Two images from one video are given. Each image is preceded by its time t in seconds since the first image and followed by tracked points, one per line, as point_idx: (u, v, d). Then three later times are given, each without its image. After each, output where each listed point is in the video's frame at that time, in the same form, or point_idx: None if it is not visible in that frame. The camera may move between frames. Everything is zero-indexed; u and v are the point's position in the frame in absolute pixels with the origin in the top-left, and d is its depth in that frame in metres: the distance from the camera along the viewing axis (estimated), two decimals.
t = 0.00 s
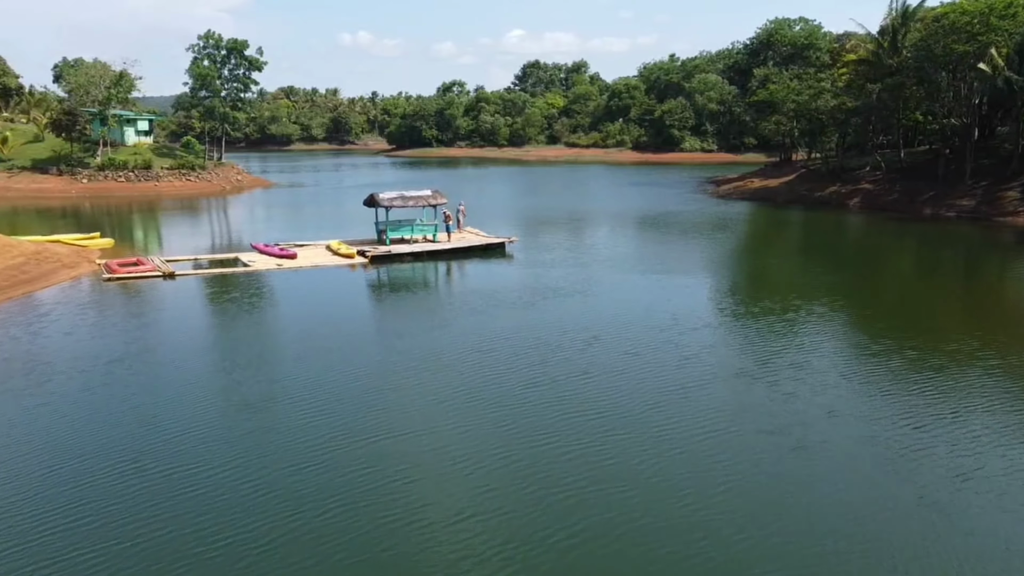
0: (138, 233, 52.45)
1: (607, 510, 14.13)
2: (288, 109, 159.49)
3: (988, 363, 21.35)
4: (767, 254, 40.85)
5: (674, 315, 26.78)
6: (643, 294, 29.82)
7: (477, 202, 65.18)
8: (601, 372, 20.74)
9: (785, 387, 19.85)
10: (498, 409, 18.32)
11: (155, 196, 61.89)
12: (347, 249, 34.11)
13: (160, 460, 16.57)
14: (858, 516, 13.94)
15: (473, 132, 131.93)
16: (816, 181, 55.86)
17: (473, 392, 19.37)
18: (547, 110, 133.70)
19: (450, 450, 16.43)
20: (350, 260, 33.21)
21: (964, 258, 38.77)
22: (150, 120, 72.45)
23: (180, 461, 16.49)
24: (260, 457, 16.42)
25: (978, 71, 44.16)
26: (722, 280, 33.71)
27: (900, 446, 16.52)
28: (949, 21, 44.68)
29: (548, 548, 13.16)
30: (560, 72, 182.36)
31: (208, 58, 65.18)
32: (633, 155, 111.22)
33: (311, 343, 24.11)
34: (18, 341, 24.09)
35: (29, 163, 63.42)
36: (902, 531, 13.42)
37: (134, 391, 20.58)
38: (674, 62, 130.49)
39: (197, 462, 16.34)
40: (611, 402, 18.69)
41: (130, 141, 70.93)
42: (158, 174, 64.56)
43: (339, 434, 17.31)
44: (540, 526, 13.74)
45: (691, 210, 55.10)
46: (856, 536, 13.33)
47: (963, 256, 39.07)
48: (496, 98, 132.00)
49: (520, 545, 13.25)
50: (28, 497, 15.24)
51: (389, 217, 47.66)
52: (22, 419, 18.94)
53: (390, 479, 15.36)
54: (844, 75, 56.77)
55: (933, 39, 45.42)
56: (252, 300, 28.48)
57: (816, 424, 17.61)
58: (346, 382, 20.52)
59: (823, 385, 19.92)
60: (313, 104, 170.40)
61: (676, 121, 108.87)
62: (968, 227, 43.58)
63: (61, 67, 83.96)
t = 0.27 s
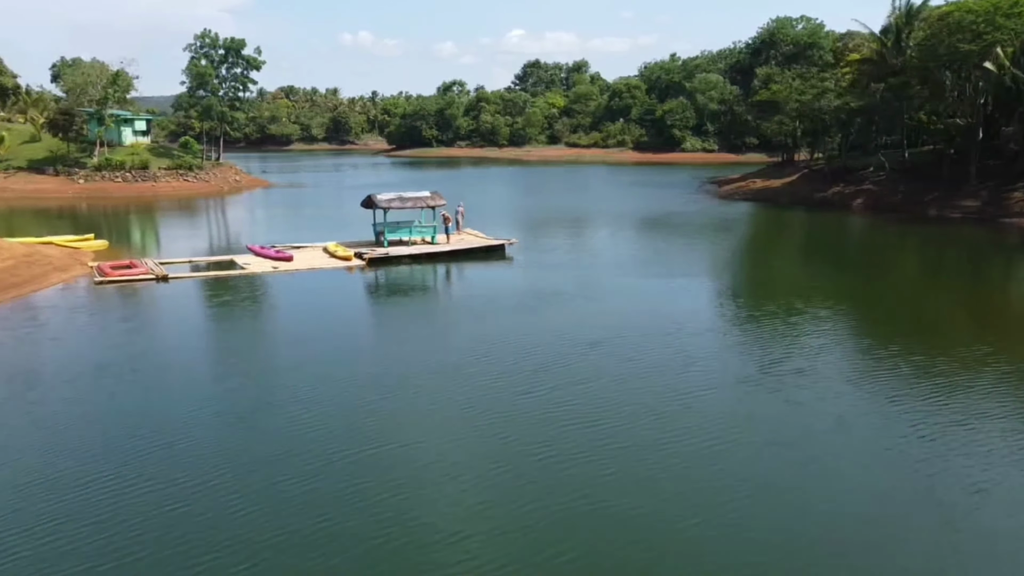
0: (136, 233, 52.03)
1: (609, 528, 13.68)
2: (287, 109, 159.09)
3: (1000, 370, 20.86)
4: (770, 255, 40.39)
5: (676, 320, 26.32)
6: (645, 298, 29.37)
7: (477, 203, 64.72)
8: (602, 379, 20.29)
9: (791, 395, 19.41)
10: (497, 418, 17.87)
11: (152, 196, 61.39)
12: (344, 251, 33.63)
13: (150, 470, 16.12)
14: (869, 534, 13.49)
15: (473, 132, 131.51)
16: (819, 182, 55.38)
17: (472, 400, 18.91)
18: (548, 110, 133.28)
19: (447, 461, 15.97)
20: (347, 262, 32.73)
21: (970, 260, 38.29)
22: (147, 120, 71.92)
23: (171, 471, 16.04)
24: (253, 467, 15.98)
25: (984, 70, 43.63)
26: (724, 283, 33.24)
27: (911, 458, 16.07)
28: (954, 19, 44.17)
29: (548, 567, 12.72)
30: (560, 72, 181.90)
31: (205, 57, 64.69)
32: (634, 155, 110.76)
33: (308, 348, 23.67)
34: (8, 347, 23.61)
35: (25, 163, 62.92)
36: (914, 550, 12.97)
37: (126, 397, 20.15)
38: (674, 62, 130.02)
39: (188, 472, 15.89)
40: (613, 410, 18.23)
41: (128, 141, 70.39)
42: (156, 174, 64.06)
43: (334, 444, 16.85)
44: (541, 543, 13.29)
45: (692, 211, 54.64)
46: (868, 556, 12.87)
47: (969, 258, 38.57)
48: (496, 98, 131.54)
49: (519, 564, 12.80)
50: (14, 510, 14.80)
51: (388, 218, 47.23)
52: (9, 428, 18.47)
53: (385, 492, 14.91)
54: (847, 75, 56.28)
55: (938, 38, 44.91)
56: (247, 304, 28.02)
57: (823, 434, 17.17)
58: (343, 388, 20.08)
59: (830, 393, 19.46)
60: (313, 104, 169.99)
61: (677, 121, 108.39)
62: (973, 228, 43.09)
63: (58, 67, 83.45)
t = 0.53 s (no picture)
0: (133, 234, 51.53)
1: (611, 545, 13.24)
2: (287, 109, 158.66)
3: (1011, 378, 20.37)
4: (772, 257, 39.89)
5: (678, 324, 25.81)
6: (647, 302, 28.86)
7: (477, 203, 64.24)
8: (602, 386, 19.81)
9: (796, 403, 18.92)
10: (493, 429, 17.38)
11: (149, 197, 60.90)
12: (341, 253, 33.15)
13: (135, 483, 15.61)
14: (879, 552, 13.05)
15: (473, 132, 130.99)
16: (822, 183, 54.89)
17: (467, 408, 18.43)
18: (548, 110, 132.75)
19: (441, 475, 15.50)
20: (344, 265, 32.25)
21: (976, 262, 37.80)
22: (145, 120, 71.39)
23: (156, 483, 15.51)
24: (242, 480, 15.48)
25: (989, 69, 43.05)
26: (727, 285, 32.75)
27: (920, 472, 15.60)
28: (959, 18, 43.60)
29: None
30: (561, 72, 181.40)
31: (202, 57, 64.18)
32: (634, 155, 110.26)
33: (302, 353, 23.14)
34: None
35: (22, 163, 62.43)
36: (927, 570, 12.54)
37: (114, 404, 19.63)
38: (675, 61, 129.48)
39: (174, 485, 15.36)
40: (613, 421, 17.72)
41: (125, 141, 69.81)
42: (153, 175, 63.55)
43: (324, 456, 16.36)
44: (538, 562, 12.82)
45: (694, 212, 54.11)
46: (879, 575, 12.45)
47: (975, 260, 38.07)
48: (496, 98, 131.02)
49: None
50: None
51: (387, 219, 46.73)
52: None
53: (377, 507, 14.47)
54: (850, 74, 55.76)
55: (943, 37, 44.36)
56: (242, 308, 27.55)
57: (829, 446, 16.68)
58: (336, 395, 19.58)
59: (837, 401, 19.00)
60: (313, 104, 169.46)
61: (678, 121, 107.82)
62: (978, 229, 42.60)
63: (56, 66, 82.98)
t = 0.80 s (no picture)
0: (129, 235, 51.00)
1: (612, 563, 12.78)
2: (286, 109, 158.28)
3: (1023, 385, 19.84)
4: (775, 259, 39.35)
5: (680, 329, 25.27)
6: (648, 305, 28.33)
7: (476, 204, 63.73)
8: (603, 394, 19.28)
9: (802, 413, 18.39)
10: (490, 440, 16.86)
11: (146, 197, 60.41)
12: (337, 255, 32.64)
13: (119, 496, 15.09)
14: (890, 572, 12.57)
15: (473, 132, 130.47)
16: (825, 183, 54.38)
17: (464, 418, 17.90)
18: (548, 111, 132.21)
19: (436, 488, 15.02)
20: (340, 267, 31.74)
21: (981, 264, 37.29)
22: (142, 120, 70.87)
23: (141, 497, 15.00)
24: (230, 494, 14.96)
25: (995, 69, 42.50)
26: (730, 288, 32.25)
27: (931, 486, 15.09)
28: (965, 17, 43.04)
29: None
30: (561, 72, 180.84)
31: (199, 57, 63.72)
32: (635, 155, 109.74)
33: (296, 359, 22.61)
34: None
35: (17, 164, 61.93)
36: None
37: (101, 412, 19.11)
38: (676, 61, 128.95)
39: (160, 499, 14.85)
40: (614, 431, 17.21)
41: (122, 141, 69.18)
42: (150, 175, 63.04)
43: (315, 468, 15.86)
44: None
45: (696, 213, 53.58)
46: None
47: (981, 262, 37.56)
48: (497, 98, 130.48)
49: None
50: None
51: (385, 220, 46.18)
52: None
53: (370, 522, 14.00)
54: (853, 74, 55.26)
55: (948, 36, 43.81)
56: (236, 311, 27.06)
57: (837, 458, 16.16)
58: (329, 403, 19.05)
59: (845, 410, 18.49)
60: (313, 105, 169.00)
61: (679, 121, 107.19)
62: (983, 231, 42.09)
63: (53, 66, 82.49)
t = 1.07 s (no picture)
0: (125, 235, 50.51)
1: None
2: (286, 110, 157.95)
3: None
4: (777, 261, 38.84)
5: (682, 333, 24.76)
6: (650, 309, 27.82)
7: (476, 205, 63.20)
8: (602, 401, 18.77)
9: (808, 421, 17.87)
10: (486, 450, 16.34)
11: (142, 198, 59.86)
12: (333, 257, 32.09)
13: (102, 508, 14.56)
14: None
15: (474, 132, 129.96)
16: (829, 184, 53.81)
17: (459, 427, 17.39)
18: (549, 111, 131.73)
19: (430, 502, 14.51)
20: (336, 269, 31.18)
21: (988, 265, 36.72)
22: (138, 120, 70.35)
23: (125, 509, 14.49)
24: (216, 507, 14.44)
25: (1001, 68, 41.96)
26: (733, 290, 31.69)
27: (942, 500, 14.56)
28: (971, 15, 42.53)
29: None
30: (562, 72, 180.29)
31: (197, 56, 63.20)
32: (636, 155, 109.22)
33: (288, 363, 22.10)
34: None
35: (13, 164, 61.40)
36: None
37: (87, 418, 18.58)
38: (677, 61, 128.38)
39: (144, 511, 14.35)
40: (614, 441, 16.69)
41: (119, 141, 68.71)
42: (146, 176, 62.48)
43: (305, 480, 15.34)
44: None
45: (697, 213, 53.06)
46: None
47: (988, 263, 36.98)
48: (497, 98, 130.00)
49: None
50: None
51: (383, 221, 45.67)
52: None
53: (360, 538, 13.49)
54: (856, 73, 54.75)
55: (953, 35, 43.31)
56: (228, 314, 26.53)
57: (844, 470, 15.64)
58: (321, 410, 18.54)
59: (853, 419, 17.96)
60: (313, 104, 168.55)
61: (680, 121, 106.46)
62: (989, 232, 41.53)
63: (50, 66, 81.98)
